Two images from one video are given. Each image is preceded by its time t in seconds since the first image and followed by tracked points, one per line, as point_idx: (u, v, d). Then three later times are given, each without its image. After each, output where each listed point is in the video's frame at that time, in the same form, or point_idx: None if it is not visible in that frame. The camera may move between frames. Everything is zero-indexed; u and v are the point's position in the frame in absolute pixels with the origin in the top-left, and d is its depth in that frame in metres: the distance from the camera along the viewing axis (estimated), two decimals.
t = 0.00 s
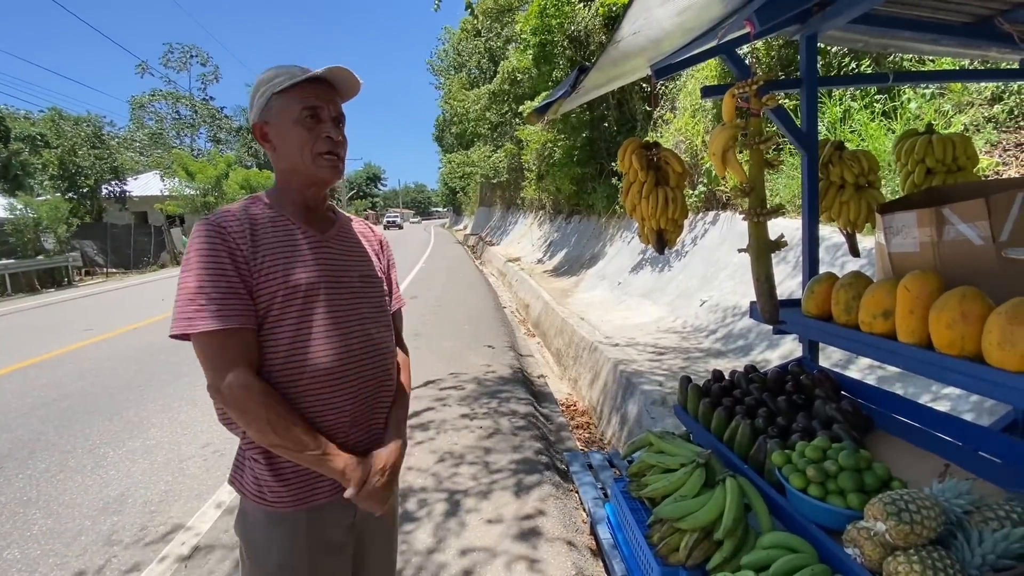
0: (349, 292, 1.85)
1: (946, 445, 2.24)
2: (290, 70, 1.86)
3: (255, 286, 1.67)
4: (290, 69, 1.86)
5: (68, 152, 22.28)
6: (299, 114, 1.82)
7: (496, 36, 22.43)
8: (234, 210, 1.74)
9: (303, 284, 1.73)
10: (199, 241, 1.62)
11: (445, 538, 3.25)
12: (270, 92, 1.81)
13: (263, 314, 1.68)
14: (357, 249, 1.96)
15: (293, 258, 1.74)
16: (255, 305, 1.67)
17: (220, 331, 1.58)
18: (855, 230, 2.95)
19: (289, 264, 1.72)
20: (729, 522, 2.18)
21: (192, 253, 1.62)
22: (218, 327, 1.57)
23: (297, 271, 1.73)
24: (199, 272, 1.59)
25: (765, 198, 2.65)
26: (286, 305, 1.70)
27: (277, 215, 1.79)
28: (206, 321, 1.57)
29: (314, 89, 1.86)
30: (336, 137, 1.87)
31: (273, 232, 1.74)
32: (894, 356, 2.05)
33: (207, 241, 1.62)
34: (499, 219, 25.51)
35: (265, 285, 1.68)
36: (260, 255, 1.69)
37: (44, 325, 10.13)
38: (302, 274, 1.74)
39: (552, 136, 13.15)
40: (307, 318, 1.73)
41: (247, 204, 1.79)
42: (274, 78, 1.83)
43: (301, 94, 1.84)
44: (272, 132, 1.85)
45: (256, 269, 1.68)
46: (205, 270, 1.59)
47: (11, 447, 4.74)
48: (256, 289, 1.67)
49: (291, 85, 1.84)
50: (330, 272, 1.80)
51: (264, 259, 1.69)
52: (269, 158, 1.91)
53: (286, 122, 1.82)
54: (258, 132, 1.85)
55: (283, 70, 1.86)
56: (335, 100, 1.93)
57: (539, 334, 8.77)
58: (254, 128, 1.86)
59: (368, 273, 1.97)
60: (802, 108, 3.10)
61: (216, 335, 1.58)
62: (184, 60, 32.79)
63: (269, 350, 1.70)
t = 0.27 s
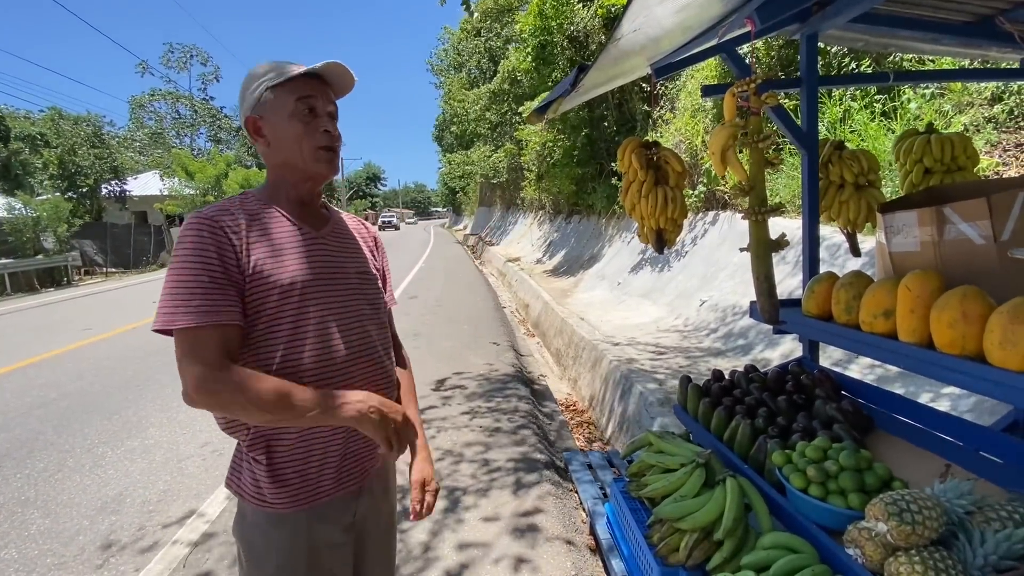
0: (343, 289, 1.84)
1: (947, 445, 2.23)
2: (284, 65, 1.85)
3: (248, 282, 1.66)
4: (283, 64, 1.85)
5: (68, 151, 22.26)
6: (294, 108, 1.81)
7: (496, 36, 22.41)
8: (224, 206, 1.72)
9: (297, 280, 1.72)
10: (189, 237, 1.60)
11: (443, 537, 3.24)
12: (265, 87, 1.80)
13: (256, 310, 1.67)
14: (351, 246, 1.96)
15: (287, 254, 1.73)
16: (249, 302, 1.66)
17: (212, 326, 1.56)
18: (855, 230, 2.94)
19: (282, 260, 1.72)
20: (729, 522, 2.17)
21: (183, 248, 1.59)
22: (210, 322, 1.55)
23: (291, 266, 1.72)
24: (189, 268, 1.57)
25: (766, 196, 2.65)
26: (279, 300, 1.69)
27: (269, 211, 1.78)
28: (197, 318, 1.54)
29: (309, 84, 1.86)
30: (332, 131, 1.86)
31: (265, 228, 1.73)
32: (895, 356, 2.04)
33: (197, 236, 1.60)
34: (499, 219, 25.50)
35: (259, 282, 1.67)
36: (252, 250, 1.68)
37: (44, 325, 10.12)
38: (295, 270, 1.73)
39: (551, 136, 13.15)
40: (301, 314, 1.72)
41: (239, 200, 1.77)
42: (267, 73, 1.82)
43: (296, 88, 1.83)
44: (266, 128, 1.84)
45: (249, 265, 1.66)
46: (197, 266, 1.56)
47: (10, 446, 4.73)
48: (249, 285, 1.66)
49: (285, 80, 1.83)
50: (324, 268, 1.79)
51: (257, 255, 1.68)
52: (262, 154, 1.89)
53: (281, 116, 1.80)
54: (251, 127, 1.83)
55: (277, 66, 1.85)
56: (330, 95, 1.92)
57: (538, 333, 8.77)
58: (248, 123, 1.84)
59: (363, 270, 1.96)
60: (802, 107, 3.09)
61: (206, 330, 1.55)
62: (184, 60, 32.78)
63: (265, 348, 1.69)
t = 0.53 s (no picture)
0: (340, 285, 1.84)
1: (947, 446, 2.22)
2: (282, 64, 1.79)
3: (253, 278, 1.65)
4: (282, 63, 1.79)
5: (67, 151, 22.26)
6: (295, 112, 1.77)
7: (496, 36, 22.40)
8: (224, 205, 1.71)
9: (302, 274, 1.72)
10: (196, 231, 1.59)
11: (442, 536, 3.24)
12: (264, 87, 1.75)
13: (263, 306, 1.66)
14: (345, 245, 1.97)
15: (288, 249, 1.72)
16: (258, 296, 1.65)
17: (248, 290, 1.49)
18: (856, 230, 2.93)
19: (286, 256, 1.71)
20: (728, 522, 2.17)
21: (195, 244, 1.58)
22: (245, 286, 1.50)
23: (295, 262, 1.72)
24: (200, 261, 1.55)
25: (765, 196, 2.65)
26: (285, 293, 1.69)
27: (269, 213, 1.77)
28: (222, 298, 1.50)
29: (309, 86, 1.81)
30: (331, 137, 1.85)
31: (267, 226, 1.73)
32: (894, 356, 2.04)
33: (205, 232, 1.59)
34: (499, 219, 25.50)
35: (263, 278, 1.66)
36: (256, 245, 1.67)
37: (44, 324, 10.12)
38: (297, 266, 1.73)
39: (551, 136, 13.15)
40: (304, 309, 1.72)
41: (235, 202, 1.74)
42: (267, 71, 1.76)
43: (297, 91, 1.79)
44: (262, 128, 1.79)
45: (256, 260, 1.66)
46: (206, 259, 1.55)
47: (9, 446, 4.73)
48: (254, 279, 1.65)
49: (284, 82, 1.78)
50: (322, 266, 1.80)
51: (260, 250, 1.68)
52: (252, 152, 1.84)
53: (281, 119, 1.77)
54: (245, 126, 1.77)
55: (277, 64, 1.79)
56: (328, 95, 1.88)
57: (538, 333, 8.76)
58: (242, 121, 1.77)
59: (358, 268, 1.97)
60: (803, 107, 3.08)
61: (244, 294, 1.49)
62: (184, 60, 32.79)
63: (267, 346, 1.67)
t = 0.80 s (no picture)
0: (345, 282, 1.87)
1: (947, 447, 2.22)
2: (280, 66, 1.80)
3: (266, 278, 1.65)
4: (280, 67, 1.80)
5: (68, 151, 22.28)
6: (298, 115, 1.80)
7: (496, 36, 22.42)
8: (230, 206, 1.69)
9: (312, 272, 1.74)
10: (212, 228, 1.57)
11: (442, 535, 3.24)
12: (264, 89, 1.75)
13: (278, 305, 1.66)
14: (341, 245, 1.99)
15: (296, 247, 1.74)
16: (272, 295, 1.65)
17: (277, 283, 1.47)
18: (857, 231, 2.93)
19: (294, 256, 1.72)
20: (727, 523, 2.17)
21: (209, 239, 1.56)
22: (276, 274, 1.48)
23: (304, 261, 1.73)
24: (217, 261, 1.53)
25: (764, 197, 2.66)
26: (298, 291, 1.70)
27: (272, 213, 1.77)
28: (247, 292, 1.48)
29: (307, 88, 1.83)
30: (329, 139, 1.89)
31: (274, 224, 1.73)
32: (893, 357, 2.04)
33: (219, 232, 1.57)
34: (499, 219, 25.50)
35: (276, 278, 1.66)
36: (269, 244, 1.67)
37: (45, 324, 10.13)
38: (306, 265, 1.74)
39: (552, 136, 13.15)
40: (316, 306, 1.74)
41: (238, 203, 1.72)
42: (268, 74, 1.76)
43: (297, 93, 1.80)
44: (262, 129, 1.79)
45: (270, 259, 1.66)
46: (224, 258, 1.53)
47: (10, 445, 4.73)
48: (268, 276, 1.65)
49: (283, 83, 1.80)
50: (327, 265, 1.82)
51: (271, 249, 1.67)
52: (249, 154, 1.82)
53: (282, 120, 1.78)
54: (246, 127, 1.76)
55: (274, 66, 1.80)
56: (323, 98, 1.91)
57: (538, 333, 8.77)
58: (241, 122, 1.76)
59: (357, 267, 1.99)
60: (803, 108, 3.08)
61: (274, 287, 1.46)
62: (185, 60, 32.82)
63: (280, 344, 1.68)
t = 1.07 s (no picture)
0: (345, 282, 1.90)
1: (949, 447, 2.22)
2: (299, 69, 1.81)
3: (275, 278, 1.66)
4: (298, 69, 1.80)
5: (69, 150, 22.31)
6: (310, 119, 1.81)
7: (498, 36, 22.43)
8: (237, 205, 1.68)
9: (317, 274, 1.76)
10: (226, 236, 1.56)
11: (442, 536, 3.24)
12: (285, 90, 1.75)
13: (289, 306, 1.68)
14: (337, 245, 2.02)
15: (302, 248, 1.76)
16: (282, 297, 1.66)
17: (285, 303, 1.51)
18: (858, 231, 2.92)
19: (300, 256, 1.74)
20: (728, 522, 2.17)
21: (224, 247, 1.56)
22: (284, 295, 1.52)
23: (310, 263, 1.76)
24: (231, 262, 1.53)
25: (764, 196, 2.65)
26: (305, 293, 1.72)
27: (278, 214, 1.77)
28: (262, 302, 1.50)
29: (323, 94, 1.85)
30: (332, 144, 1.92)
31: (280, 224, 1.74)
32: (895, 357, 2.03)
33: (230, 234, 1.57)
34: (500, 219, 25.48)
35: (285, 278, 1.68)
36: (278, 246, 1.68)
37: (46, 323, 10.14)
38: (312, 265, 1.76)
39: (553, 135, 13.14)
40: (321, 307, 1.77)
41: (246, 201, 1.71)
42: (287, 75, 1.76)
43: (313, 98, 1.82)
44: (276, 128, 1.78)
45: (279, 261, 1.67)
46: (239, 259, 1.53)
47: (11, 443, 4.74)
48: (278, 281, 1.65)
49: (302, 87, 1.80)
50: (330, 264, 1.84)
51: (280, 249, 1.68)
52: (256, 150, 1.80)
53: (298, 124, 1.79)
54: (262, 124, 1.75)
55: (295, 68, 1.80)
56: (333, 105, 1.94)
57: (539, 333, 8.76)
58: (258, 120, 1.74)
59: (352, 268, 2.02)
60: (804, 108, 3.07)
61: (281, 307, 1.51)
62: (187, 59, 32.83)
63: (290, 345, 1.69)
